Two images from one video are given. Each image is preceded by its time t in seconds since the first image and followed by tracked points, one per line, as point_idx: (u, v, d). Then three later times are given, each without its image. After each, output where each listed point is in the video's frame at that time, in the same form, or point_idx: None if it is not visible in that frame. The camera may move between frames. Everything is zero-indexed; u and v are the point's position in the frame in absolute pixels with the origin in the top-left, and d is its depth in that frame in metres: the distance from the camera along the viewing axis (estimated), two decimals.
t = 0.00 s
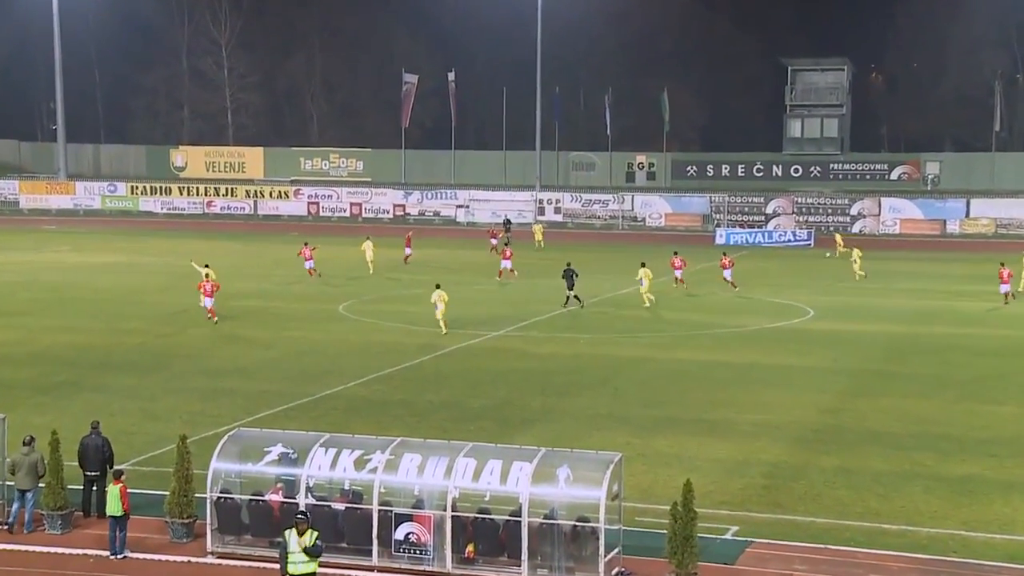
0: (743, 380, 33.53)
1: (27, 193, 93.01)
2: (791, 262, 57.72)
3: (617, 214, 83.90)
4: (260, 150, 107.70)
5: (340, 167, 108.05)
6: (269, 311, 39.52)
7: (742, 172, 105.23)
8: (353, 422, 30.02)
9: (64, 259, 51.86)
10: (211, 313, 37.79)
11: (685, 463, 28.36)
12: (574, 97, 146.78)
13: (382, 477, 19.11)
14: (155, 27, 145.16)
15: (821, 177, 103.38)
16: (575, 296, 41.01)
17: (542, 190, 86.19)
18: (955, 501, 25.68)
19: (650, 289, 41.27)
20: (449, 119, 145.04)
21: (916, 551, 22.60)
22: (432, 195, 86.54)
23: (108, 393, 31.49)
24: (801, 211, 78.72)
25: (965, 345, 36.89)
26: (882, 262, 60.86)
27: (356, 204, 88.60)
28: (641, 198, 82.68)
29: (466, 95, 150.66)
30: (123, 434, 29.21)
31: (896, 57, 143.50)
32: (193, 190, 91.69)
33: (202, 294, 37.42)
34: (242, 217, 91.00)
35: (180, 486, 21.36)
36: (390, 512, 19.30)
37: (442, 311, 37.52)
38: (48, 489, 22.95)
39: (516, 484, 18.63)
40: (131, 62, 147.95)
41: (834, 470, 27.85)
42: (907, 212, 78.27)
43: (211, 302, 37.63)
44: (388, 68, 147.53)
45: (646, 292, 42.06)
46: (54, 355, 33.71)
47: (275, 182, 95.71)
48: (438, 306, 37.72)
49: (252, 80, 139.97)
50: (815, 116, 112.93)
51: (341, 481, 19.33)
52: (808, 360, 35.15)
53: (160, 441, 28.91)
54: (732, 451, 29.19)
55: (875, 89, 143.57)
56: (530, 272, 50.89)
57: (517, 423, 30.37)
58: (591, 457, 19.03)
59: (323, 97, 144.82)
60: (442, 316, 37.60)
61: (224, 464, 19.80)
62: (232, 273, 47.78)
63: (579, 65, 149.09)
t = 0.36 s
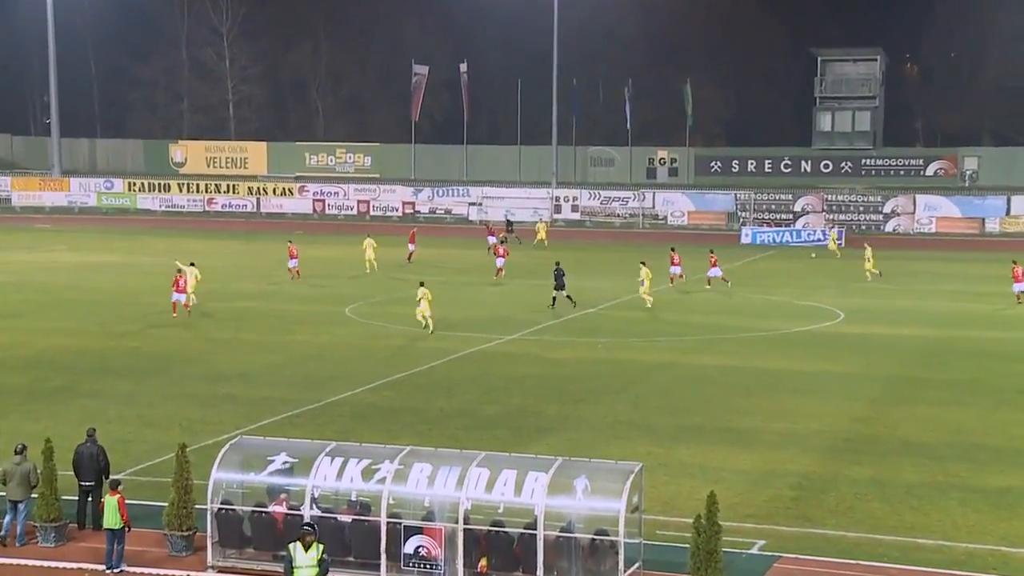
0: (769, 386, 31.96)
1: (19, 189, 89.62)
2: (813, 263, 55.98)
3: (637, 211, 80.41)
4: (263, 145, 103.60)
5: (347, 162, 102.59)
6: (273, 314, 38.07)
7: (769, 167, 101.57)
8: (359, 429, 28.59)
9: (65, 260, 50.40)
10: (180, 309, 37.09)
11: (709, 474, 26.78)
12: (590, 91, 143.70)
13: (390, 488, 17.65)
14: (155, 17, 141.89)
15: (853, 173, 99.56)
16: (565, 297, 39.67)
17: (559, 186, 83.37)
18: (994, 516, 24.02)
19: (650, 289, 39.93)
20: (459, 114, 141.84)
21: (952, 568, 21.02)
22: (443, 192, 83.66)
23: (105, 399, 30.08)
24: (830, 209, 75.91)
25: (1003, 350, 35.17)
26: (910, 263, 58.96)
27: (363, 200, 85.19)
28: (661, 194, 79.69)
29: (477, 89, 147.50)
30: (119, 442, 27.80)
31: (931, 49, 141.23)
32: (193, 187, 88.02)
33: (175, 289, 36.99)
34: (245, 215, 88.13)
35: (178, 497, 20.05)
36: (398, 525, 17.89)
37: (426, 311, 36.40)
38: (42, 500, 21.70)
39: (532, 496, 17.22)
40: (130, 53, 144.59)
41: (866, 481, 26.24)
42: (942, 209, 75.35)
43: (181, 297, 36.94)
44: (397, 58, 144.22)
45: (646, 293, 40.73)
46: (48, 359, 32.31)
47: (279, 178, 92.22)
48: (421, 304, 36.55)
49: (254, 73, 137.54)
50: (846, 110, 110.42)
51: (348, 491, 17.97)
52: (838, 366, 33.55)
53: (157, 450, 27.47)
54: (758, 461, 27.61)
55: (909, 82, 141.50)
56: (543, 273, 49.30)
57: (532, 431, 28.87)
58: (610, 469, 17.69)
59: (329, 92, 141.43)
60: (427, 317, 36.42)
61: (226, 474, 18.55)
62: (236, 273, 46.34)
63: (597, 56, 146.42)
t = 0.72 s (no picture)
0: (801, 393, 30.45)
1: (18, 187, 86.00)
2: (845, 265, 53.96)
3: (663, 209, 75.70)
4: (271, 140, 100.53)
5: (359, 158, 101.04)
6: (284, 317, 36.68)
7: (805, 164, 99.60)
8: (372, 438, 27.18)
9: (72, 261, 49.00)
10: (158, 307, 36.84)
11: (739, 486, 25.29)
12: (614, 84, 138.66)
13: (404, 500, 16.28)
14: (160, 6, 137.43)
15: (891, 170, 98.14)
16: (557, 297, 38.15)
17: (582, 184, 79.25)
18: None
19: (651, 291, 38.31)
20: (477, 107, 136.85)
21: None
22: (460, 189, 78.96)
23: (107, 405, 28.77)
24: (867, 207, 71.04)
25: None
26: (948, 264, 56.78)
27: (376, 199, 81.12)
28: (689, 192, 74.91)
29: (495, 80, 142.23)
30: (121, 451, 26.46)
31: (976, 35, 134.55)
32: (197, 184, 83.64)
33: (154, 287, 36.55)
34: (252, 214, 83.52)
35: (183, 508, 19.27)
36: (413, 539, 16.47)
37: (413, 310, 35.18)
38: (40, 511, 20.54)
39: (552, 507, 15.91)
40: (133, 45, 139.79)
41: (905, 494, 24.71)
42: (987, 208, 69.16)
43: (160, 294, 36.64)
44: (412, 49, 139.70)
45: (649, 295, 39.11)
46: (47, 365, 31.00)
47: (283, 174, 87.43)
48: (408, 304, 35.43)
49: (262, 65, 132.80)
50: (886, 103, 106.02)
51: (360, 504, 16.57)
52: (873, 372, 32.01)
53: (160, 459, 26.13)
54: (791, 472, 26.12)
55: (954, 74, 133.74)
56: (563, 275, 47.59)
57: (553, 440, 27.45)
58: (635, 480, 16.38)
59: (340, 85, 136.94)
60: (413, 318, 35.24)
61: (233, 484, 17.02)
62: (245, 275, 44.96)
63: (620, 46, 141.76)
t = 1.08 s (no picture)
0: (836, 402, 28.95)
1: (16, 184, 84.56)
2: (875, 266, 52.18)
3: (691, 208, 73.80)
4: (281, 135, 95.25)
5: (373, 155, 94.37)
6: (293, 320, 35.37)
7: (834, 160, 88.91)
8: (387, 448, 25.83)
9: (78, 262, 47.73)
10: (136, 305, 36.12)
11: (772, 499, 23.81)
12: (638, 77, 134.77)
13: (419, 513, 15.00)
14: None
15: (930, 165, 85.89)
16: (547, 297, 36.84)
17: (606, 180, 77.31)
18: None
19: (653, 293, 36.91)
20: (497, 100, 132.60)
21: None
22: (478, 186, 77.37)
23: (108, 413, 27.47)
24: (906, 205, 69.12)
25: None
26: (983, 265, 54.94)
27: (390, 197, 79.85)
28: (717, 189, 72.84)
29: (515, 72, 137.87)
30: (122, 461, 25.15)
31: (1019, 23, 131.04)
32: (205, 181, 82.04)
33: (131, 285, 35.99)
34: (259, 211, 81.89)
35: (188, 520, 17.98)
36: (428, 552, 15.23)
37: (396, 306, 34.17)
38: (38, 523, 19.20)
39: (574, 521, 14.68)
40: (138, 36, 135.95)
41: (948, 509, 23.17)
42: None
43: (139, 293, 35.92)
44: (428, 40, 135.94)
45: (649, 298, 37.62)
46: (46, 370, 29.73)
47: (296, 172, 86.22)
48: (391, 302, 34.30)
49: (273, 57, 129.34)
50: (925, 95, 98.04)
51: (373, 516, 15.31)
52: (911, 379, 30.50)
53: (164, 469, 24.82)
54: (827, 485, 24.62)
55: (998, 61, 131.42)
56: (583, 275, 46.06)
57: (575, 449, 26.07)
58: (661, 491, 15.09)
59: (354, 76, 132.24)
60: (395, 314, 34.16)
61: (239, 496, 15.67)
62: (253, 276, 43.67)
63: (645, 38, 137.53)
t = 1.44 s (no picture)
0: (880, 412, 27.51)
1: (18, 182, 82.08)
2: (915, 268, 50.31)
3: (724, 207, 71.36)
4: (294, 130, 91.51)
5: (390, 150, 90.00)
6: (308, 324, 34.09)
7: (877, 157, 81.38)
8: (406, 458, 24.54)
9: (92, 263, 46.63)
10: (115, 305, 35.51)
11: (812, 513, 22.33)
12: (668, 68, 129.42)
13: (438, 525, 14.44)
14: None
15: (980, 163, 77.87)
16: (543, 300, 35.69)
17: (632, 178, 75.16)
18: None
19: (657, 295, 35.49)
20: (520, 93, 127.04)
21: None
22: (500, 183, 75.12)
23: (116, 420, 26.26)
24: (952, 204, 66.56)
25: None
26: None
27: (408, 194, 77.77)
28: (753, 186, 70.36)
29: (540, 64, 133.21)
30: (128, 470, 23.92)
31: None
32: (215, 180, 80.31)
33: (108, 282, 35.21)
34: (272, 209, 80.28)
35: (197, 534, 16.80)
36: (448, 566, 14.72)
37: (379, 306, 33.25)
38: (40, 535, 18.08)
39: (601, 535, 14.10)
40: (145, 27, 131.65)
41: (1001, 523, 21.59)
42: None
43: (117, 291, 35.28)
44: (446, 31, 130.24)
45: (655, 300, 36.39)
46: (51, 375, 28.58)
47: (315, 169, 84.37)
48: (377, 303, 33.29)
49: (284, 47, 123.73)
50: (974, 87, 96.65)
51: (390, 529, 14.82)
52: (958, 388, 29.01)
53: (171, 479, 23.56)
54: (870, 498, 23.09)
55: None
56: (610, 278, 44.45)
57: (603, 460, 24.72)
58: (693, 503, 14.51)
59: (369, 67, 126.33)
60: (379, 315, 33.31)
61: (250, 508, 15.10)
62: (268, 278, 42.36)
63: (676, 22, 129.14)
